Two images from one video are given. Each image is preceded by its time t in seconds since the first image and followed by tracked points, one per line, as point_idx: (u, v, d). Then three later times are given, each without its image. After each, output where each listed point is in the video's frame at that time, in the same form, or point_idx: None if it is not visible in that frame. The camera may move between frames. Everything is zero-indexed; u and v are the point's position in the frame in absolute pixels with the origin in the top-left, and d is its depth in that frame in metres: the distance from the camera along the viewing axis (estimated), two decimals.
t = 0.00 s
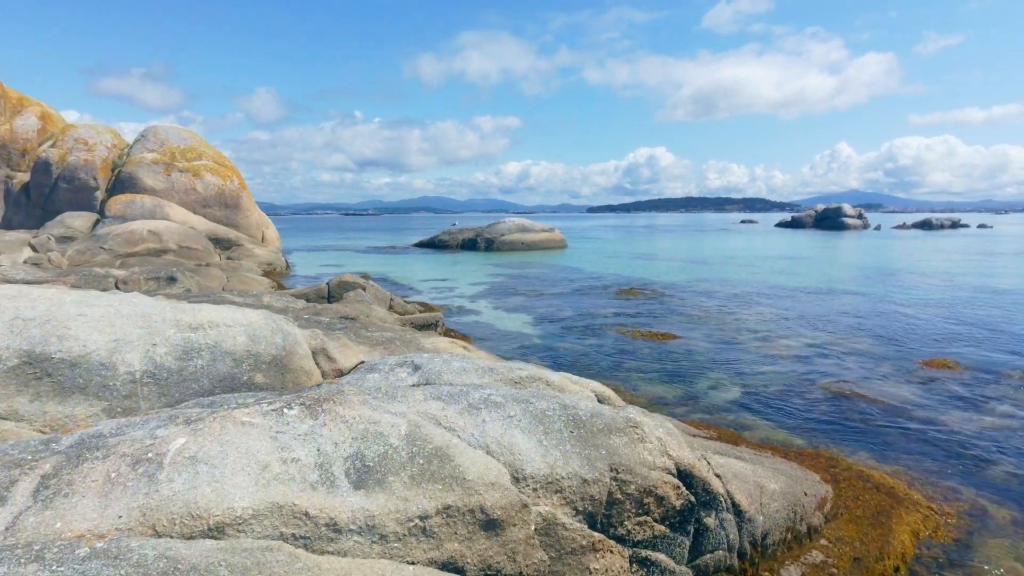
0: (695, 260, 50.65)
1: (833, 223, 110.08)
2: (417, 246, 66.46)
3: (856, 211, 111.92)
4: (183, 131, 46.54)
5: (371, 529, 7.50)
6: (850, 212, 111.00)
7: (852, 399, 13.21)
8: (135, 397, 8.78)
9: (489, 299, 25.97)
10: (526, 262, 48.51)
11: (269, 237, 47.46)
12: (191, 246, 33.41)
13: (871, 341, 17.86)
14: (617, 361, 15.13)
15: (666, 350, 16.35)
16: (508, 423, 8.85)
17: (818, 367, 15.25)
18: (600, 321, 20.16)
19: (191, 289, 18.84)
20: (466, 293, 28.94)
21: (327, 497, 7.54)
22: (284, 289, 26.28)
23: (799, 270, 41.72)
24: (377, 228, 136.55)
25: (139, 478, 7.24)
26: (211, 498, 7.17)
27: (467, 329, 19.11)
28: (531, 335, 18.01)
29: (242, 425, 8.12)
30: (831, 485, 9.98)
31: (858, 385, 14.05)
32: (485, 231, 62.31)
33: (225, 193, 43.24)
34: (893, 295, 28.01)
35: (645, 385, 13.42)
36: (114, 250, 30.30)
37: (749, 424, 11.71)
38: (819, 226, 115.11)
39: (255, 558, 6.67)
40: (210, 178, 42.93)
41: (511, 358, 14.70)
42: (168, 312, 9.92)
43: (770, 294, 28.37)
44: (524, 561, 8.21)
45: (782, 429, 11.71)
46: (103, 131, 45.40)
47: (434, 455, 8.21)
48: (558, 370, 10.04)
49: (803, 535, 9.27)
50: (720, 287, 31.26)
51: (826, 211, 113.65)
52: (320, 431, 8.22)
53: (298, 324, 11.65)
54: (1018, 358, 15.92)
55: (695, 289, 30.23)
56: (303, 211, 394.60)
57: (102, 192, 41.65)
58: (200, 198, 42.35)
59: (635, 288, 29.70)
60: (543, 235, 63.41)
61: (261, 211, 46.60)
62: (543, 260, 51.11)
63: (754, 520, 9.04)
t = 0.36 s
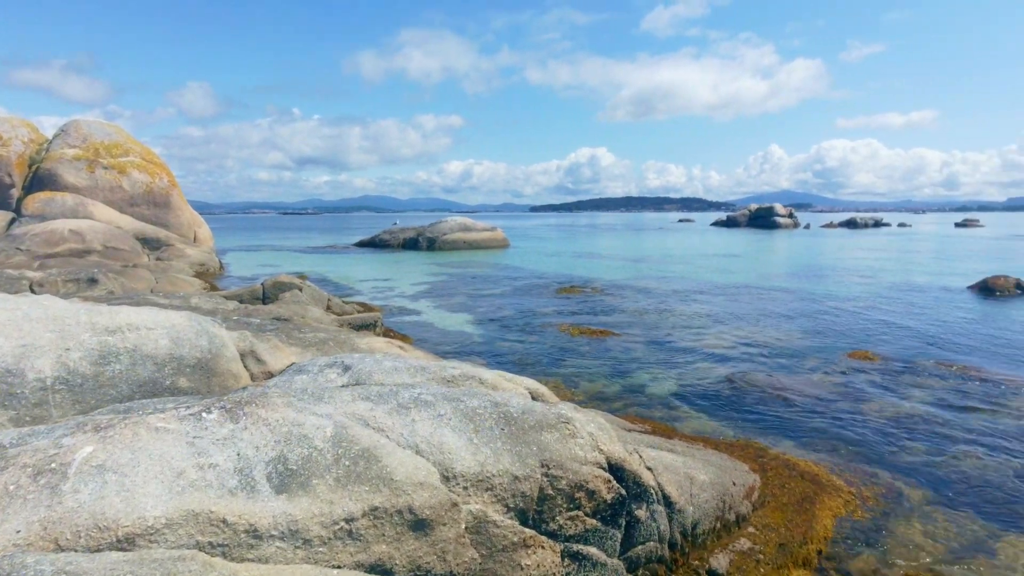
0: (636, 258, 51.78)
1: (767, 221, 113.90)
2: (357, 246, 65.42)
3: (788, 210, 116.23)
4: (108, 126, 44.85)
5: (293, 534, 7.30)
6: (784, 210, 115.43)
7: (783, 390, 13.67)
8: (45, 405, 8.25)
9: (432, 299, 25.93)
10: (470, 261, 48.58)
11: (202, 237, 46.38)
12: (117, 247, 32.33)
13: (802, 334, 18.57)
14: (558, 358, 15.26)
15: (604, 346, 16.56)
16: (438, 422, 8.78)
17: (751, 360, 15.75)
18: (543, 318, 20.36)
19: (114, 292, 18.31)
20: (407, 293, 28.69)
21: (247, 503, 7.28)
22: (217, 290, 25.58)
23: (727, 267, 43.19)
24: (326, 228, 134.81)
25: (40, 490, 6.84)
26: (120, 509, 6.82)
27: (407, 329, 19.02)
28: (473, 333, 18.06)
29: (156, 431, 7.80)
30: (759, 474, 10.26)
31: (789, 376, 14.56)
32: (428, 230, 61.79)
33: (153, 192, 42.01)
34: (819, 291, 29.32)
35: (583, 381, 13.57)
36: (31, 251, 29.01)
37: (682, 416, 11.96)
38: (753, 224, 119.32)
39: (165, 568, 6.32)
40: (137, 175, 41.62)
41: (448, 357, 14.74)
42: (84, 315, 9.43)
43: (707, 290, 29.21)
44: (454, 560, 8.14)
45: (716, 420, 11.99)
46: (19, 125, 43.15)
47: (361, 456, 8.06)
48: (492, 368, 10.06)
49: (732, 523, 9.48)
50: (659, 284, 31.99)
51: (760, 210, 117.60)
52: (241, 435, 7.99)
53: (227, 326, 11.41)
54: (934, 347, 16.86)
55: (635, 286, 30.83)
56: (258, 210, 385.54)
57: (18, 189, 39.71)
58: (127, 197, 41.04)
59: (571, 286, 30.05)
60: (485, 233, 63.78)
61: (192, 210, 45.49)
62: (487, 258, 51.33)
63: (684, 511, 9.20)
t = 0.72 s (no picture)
0: (575, 258, 52.68)
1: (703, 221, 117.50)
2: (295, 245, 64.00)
3: (721, 211, 120.40)
4: (22, 121, 42.49)
5: (216, 544, 6.95)
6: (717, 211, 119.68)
7: (717, 384, 14.15)
8: None
9: (371, 300, 25.67)
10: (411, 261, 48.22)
11: (125, 239, 44.51)
12: (33, 249, 30.67)
13: (734, 330, 19.29)
14: (498, 358, 15.36)
15: (542, 345, 16.73)
16: (371, 424, 8.67)
17: (687, 356, 16.23)
18: (485, 318, 20.46)
19: (26, 295, 17.33)
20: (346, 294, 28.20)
21: (166, 514, 6.92)
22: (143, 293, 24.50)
23: (660, 266, 44.46)
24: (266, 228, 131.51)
25: None
26: (23, 525, 6.30)
27: (345, 330, 18.78)
28: (413, 334, 18.00)
29: (65, 442, 7.37)
30: (692, 467, 10.55)
31: (722, 371, 15.08)
32: (366, 231, 61.00)
33: (73, 190, 40.12)
34: (747, 288, 30.57)
35: (522, 380, 13.69)
36: None
37: (619, 412, 12.20)
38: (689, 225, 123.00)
39: None
40: (55, 173, 39.64)
41: (384, 358, 14.68)
42: None
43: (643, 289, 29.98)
44: (388, 564, 7.94)
45: (652, 415, 12.30)
46: None
47: (290, 461, 7.83)
48: (427, 368, 10.03)
49: (666, 516, 9.70)
50: (597, 283, 32.62)
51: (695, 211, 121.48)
52: (160, 443, 7.69)
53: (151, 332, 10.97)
54: (855, 340, 17.83)
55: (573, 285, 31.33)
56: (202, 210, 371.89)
57: None
58: (43, 195, 38.98)
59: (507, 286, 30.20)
60: (426, 233, 63.56)
61: (116, 210, 43.70)
62: (427, 258, 51.07)
63: (619, 505, 9.34)
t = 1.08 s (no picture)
0: (520, 259, 53.07)
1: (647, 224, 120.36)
2: (233, 247, 62.01)
3: (663, 213, 123.46)
4: None
5: (144, 556, 6.60)
6: (659, 213, 122.73)
7: (659, 381, 14.53)
8: None
9: (312, 303, 25.18)
10: (356, 265, 47.44)
11: (47, 241, 42.10)
12: None
13: (675, 328, 19.86)
14: (442, 359, 15.36)
15: (487, 345, 16.78)
16: (309, 427, 8.51)
17: (630, 354, 16.60)
18: (431, 320, 20.39)
19: None
20: (286, 297, 27.47)
21: (87, 526, 6.52)
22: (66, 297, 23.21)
23: (602, 267, 45.27)
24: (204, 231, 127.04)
25: None
26: None
27: (286, 334, 18.38)
28: (357, 337, 17.78)
29: None
30: (634, 462, 10.77)
31: (664, 368, 15.51)
32: (308, 231, 59.52)
33: None
34: (686, 287, 31.52)
35: (467, 380, 13.72)
36: None
37: (563, 410, 12.37)
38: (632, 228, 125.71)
39: None
40: None
41: (325, 360, 14.49)
42: None
43: (587, 289, 30.49)
44: (327, 569, 7.72)
45: (597, 412, 12.53)
46: None
47: (223, 466, 7.57)
48: (368, 369, 9.94)
49: (609, 511, 9.86)
50: (542, 284, 32.95)
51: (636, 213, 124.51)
52: (81, 450, 7.32)
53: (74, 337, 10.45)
54: (788, 336, 18.65)
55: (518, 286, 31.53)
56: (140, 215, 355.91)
57: None
58: None
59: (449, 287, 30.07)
60: (368, 236, 62.77)
61: (37, 211, 41.40)
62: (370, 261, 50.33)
63: (563, 502, 9.42)
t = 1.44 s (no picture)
0: (470, 261, 53.10)
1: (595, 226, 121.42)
2: (173, 250, 59.85)
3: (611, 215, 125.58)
4: None
5: (71, 573, 6.24)
6: (606, 216, 124.63)
7: (609, 380, 14.79)
8: None
9: (257, 307, 24.62)
10: (305, 267, 46.60)
11: None
12: None
13: (624, 328, 20.25)
14: (391, 362, 15.29)
15: (437, 348, 16.75)
16: (249, 434, 8.33)
17: (580, 355, 16.84)
18: (381, 323, 20.26)
19: None
20: (229, 302, 26.75)
21: (8, 543, 6.12)
22: None
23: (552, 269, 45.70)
24: (146, 233, 122.27)
25: None
26: None
27: (229, 340, 17.94)
28: (304, 342, 17.52)
29: None
30: (582, 462, 10.92)
31: (613, 367, 15.82)
32: (253, 234, 58.10)
33: None
34: (634, 288, 32.19)
35: (416, 383, 13.70)
36: None
37: (513, 412, 12.47)
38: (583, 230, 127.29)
39: None
40: None
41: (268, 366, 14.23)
42: None
43: (537, 290, 30.86)
44: None
45: (546, 412, 12.69)
46: None
47: (157, 476, 7.31)
48: (312, 375, 9.81)
49: (557, 510, 9.98)
50: (492, 286, 33.07)
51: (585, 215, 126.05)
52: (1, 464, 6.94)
53: None
54: (732, 335, 19.26)
55: (469, 289, 31.56)
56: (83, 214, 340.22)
57: None
58: None
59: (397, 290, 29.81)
60: (316, 237, 61.72)
61: None
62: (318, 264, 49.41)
63: (511, 503, 9.48)
